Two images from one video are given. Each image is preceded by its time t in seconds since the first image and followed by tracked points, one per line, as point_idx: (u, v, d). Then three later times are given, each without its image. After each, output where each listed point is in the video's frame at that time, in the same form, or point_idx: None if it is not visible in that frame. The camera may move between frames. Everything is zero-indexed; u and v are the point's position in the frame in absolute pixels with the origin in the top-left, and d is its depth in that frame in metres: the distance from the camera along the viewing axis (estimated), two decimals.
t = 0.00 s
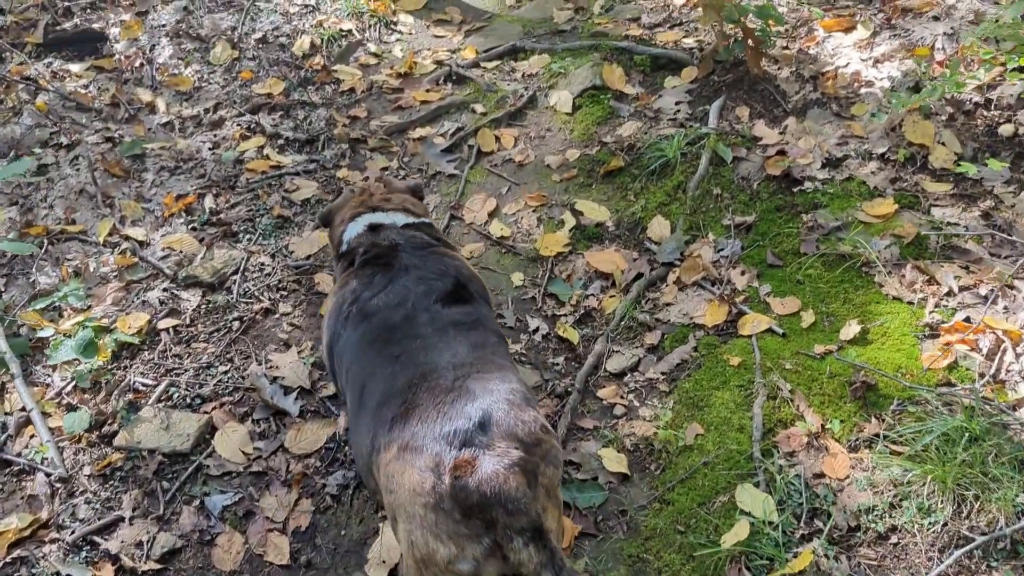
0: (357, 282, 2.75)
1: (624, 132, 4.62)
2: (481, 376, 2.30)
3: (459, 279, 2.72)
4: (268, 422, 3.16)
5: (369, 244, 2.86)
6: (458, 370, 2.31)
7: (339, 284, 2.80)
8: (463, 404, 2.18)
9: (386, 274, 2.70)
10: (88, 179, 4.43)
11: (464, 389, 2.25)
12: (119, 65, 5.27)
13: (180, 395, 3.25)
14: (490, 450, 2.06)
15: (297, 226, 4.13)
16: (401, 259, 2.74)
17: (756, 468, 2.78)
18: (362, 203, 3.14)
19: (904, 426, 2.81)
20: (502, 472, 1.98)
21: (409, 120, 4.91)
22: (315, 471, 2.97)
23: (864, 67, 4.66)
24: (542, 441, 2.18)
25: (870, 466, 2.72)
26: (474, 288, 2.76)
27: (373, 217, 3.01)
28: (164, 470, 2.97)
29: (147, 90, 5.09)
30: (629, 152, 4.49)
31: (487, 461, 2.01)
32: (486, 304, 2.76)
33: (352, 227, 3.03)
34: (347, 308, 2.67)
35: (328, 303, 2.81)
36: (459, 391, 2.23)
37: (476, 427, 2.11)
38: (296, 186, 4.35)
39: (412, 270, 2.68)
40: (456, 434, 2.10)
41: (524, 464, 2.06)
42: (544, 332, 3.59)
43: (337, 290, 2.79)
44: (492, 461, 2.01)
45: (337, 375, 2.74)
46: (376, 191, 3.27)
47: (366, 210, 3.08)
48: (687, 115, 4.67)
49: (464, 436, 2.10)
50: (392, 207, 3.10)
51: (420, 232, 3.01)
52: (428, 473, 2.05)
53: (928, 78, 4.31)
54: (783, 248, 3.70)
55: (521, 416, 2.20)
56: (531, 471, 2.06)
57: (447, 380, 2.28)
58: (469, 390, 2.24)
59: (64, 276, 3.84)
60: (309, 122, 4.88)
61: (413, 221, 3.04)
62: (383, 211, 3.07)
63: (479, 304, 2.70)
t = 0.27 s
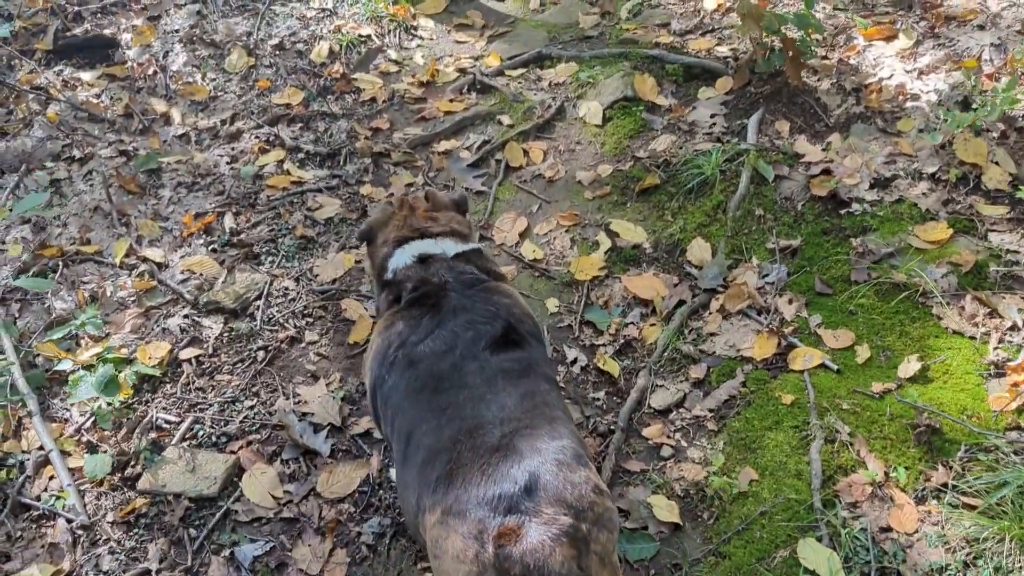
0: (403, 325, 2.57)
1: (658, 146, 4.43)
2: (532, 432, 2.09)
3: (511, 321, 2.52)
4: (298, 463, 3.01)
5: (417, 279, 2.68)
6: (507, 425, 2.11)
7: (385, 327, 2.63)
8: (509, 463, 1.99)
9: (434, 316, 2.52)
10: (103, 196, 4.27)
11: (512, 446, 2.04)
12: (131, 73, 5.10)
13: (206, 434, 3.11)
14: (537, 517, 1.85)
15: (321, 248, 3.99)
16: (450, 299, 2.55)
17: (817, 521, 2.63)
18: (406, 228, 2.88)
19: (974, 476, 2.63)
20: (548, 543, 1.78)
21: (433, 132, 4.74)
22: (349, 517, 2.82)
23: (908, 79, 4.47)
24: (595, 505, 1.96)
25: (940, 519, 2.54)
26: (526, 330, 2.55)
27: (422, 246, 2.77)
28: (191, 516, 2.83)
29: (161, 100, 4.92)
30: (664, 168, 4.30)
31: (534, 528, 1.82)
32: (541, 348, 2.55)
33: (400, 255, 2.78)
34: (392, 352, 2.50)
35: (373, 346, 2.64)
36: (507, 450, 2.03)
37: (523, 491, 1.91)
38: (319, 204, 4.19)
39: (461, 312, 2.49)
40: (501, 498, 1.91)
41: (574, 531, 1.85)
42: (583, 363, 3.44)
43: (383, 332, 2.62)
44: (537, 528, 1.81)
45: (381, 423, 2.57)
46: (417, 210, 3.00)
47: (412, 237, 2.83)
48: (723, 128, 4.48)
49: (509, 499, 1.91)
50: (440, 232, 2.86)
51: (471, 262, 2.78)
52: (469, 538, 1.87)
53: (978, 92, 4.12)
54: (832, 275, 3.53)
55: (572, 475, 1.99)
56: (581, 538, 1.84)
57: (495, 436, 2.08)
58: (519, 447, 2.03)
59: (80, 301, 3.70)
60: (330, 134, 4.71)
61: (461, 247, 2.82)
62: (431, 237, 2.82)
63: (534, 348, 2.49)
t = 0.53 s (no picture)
0: (421, 349, 2.53)
1: (673, 150, 4.33)
2: (554, 466, 2.04)
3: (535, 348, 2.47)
4: (309, 480, 2.95)
5: (439, 302, 2.60)
6: (528, 457, 2.06)
7: (402, 350, 2.59)
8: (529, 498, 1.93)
9: (453, 341, 2.47)
10: (106, 198, 4.18)
11: (532, 480, 2.00)
12: (134, 70, 4.99)
13: (214, 449, 3.04)
14: (558, 554, 1.78)
15: (330, 253, 3.90)
16: (471, 322, 2.49)
17: (845, 546, 2.57)
18: (422, 246, 2.77)
19: (1006, 500, 2.55)
20: None
21: (443, 133, 4.64)
22: (363, 538, 2.76)
23: (930, 83, 4.36)
24: (618, 541, 1.89)
25: (971, 546, 2.48)
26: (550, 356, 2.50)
27: (441, 265, 2.69)
28: (200, 536, 2.76)
29: (165, 98, 4.81)
30: (680, 172, 4.21)
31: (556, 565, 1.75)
32: (565, 375, 2.50)
33: (417, 276, 2.70)
34: (409, 378, 2.46)
35: (390, 370, 2.60)
36: (526, 484, 1.98)
37: (543, 527, 1.85)
38: (328, 208, 4.10)
39: (482, 337, 2.45)
40: (520, 535, 1.86)
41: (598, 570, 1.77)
42: (600, 377, 3.36)
43: (400, 356, 2.58)
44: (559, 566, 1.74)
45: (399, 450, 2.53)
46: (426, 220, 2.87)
47: (429, 255, 2.75)
48: (740, 132, 4.38)
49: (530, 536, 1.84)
50: (456, 248, 2.77)
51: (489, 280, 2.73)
52: None
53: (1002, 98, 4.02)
54: (854, 286, 3.45)
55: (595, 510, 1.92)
56: None
57: (515, 468, 2.03)
58: (539, 482, 1.98)
59: (84, 308, 3.62)
60: (338, 134, 4.62)
61: (483, 262, 2.72)
62: (448, 254, 2.74)
63: (557, 375, 2.44)
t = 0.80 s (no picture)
0: (424, 365, 2.60)
1: (678, 152, 4.27)
2: (559, 486, 2.09)
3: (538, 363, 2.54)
4: (307, 491, 2.90)
5: (441, 316, 2.68)
6: (532, 477, 2.12)
7: (404, 364, 2.66)
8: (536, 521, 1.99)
9: (457, 357, 2.54)
10: (103, 199, 4.12)
11: (538, 502, 2.05)
12: (133, 68, 4.93)
13: (211, 458, 2.99)
14: None
15: (330, 256, 3.84)
16: (474, 338, 2.57)
17: (853, 564, 2.52)
18: (425, 258, 2.85)
19: (1018, 518, 2.51)
20: None
21: (445, 134, 4.58)
22: (362, 551, 2.72)
23: (939, 86, 4.28)
24: (626, 565, 1.95)
25: (982, 565, 2.43)
26: (552, 371, 2.57)
27: (444, 277, 2.77)
28: (197, 548, 2.72)
29: (164, 97, 4.75)
30: (685, 176, 4.15)
31: None
32: (568, 389, 2.56)
33: (420, 287, 2.77)
34: (412, 394, 2.53)
35: (392, 384, 2.67)
36: (532, 506, 2.04)
37: (551, 553, 1.92)
38: (327, 210, 4.04)
39: (486, 352, 2.52)
40: (529, 560, 1.92)
41: None
42: (603, 386, 3.31)
43: (402, 371, 2.65)
44: None
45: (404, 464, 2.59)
46: (424, 230, 2.94)
47: (431, 266, 2.82)
48: (746, 135, 4.32)
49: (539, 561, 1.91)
50: (457, 259, 2.86)
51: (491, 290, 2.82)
52: None
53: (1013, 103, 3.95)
54: (862, 295, 3.39)
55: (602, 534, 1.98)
56: None
57: (520, 489, 2.09)
58: (545, 504, 2.04)
59: (80, 312, 3.56)
60: (338, 135, 4.56)
61: (484, 274, 2.83)
62: (449, 265, 2.82)
63: (560, 390, 2.50)
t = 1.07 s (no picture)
0: (418, 383, 2.57)
1: (677, 158, 4.20)
2: (555, 512, 2.05)
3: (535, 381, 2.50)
4: (296, 507, 2.84)
5: (437, 332, 2.63)
6: (527, 502, 2.08)
7: (398, 382, 2.62)
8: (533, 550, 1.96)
9: (452, 375, 2.51)
10: (93, 203, 4.05)
11: (533, 530, 2.01)
12: (125, 70, 4.86)
13: (198, 473, 2.92)
14: None
15: (322, 264, 3.78)
16: (469, 355, 2.53)
17: None
18: (424, 271, 2.77)
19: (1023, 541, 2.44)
20: None
21: (441, 139, 4.52)
22: (351, 570, 2.65)
23: (943, 92, 4.19)
24: None
25: None
26: (550, 388, 2.52)
27: (442, 292, 2.69)
28: (182, 566, 2.66)
29: (156, 99, 4.68)
30: (683, 183, 4.08)
31: None
32: (567, 406, 2.52)
33: (418, 303, 2.70)
34: (405, 413, 2.49)
35: (385, 402, 2.63)
36: (527, 534, 2.00)
37: None
38: (320, 217, 3.98)
39: (481, 370, 2.48)
40: None
41: None
42: (599, 399, 3.25)
43: (395, 390, 2.61)
44: None
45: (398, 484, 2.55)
46: (419, 244, 2.87)
47: (429, 280, 2.75)
48: (746, 141, 4.25)
49: None
50: (455, 272, 2.79)
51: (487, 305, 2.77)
52: None
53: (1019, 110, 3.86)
54: (864, 307, 3.32)
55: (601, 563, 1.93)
56: None
57: (514, 516, 2.06)
58: (541, 532, 2.00)
59: (67, 321, 3.50)
60: (332, 139, 4.49)
61: (482, 287, 2.76)
62: (447, 279, 2.75)
63: (559, 409, 2.45)
